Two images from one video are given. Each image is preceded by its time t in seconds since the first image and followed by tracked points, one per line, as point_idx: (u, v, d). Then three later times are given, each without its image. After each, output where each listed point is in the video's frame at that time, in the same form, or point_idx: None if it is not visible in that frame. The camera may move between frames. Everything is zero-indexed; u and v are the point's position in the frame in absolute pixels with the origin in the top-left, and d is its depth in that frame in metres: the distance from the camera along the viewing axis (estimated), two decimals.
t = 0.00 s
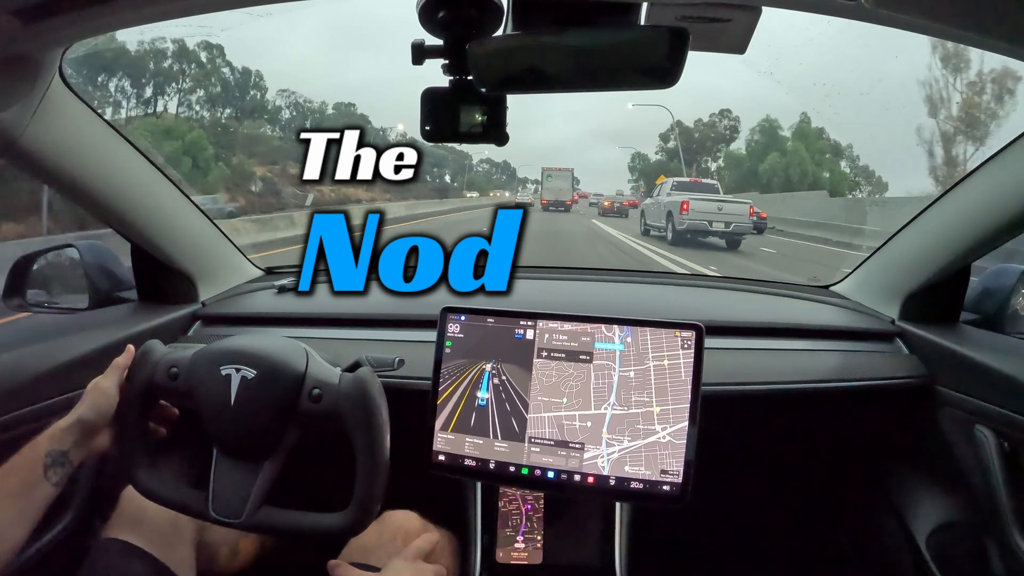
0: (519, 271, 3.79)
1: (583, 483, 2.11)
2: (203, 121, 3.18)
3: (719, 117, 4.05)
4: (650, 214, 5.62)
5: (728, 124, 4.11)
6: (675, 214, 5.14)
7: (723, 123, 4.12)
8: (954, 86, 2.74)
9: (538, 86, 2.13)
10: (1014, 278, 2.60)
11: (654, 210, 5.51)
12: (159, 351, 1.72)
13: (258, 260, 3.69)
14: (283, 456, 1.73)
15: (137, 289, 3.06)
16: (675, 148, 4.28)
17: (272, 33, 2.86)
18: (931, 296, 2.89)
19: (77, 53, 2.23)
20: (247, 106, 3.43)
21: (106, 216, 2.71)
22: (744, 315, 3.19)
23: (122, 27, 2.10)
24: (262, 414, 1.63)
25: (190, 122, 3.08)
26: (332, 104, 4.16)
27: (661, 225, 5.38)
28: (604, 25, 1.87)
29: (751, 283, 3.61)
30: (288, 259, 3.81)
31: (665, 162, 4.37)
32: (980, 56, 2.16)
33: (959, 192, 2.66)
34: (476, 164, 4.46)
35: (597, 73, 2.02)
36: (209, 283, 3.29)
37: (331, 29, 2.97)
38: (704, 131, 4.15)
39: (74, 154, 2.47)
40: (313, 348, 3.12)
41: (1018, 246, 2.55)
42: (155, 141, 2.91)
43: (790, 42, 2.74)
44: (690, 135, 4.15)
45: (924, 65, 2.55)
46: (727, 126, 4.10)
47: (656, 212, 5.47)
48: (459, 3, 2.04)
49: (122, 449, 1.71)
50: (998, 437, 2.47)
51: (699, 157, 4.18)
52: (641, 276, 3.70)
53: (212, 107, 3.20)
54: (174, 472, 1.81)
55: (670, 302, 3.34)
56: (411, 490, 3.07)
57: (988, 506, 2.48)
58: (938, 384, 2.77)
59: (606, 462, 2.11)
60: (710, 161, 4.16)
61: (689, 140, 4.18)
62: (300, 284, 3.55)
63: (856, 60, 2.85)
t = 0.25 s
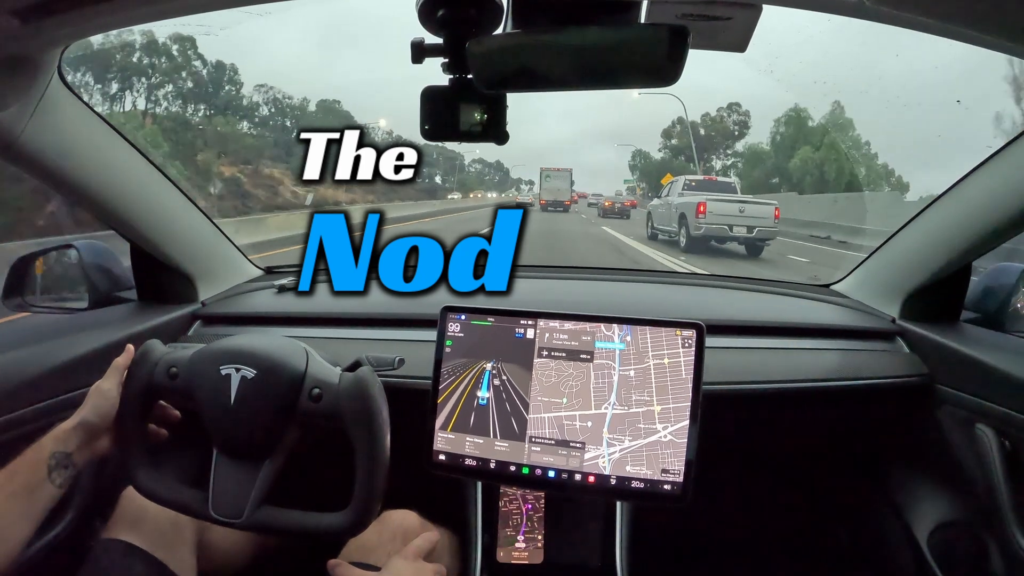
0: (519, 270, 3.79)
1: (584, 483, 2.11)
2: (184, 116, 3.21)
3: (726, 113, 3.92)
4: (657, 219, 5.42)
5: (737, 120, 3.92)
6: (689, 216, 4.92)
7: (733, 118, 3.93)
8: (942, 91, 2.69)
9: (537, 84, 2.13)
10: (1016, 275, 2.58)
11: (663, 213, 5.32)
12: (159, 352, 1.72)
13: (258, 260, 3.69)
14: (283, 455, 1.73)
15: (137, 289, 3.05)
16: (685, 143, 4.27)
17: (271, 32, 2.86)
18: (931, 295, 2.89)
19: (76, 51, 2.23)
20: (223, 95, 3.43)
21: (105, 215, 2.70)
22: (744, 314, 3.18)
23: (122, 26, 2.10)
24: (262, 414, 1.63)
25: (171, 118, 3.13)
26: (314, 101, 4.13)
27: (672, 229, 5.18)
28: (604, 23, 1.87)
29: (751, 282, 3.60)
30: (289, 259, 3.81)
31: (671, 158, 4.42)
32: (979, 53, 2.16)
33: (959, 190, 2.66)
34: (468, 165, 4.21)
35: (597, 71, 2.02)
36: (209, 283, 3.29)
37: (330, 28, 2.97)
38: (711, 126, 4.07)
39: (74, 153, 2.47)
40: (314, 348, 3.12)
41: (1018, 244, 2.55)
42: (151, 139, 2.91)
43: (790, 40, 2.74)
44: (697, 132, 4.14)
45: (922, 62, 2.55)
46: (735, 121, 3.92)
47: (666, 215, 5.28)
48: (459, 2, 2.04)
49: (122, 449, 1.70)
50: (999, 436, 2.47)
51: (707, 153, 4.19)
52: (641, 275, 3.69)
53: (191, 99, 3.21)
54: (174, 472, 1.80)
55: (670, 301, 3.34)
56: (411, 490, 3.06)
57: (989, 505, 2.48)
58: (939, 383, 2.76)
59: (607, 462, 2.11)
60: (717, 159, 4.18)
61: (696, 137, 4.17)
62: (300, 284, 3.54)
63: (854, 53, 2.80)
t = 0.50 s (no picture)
0: (519, 271, 3.79)
1: (586, 484, 2.11)
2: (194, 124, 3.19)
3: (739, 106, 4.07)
4: (668, 221, 5.38)
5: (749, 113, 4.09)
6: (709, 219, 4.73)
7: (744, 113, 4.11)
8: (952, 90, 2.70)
9: (540, 85, 2.13)
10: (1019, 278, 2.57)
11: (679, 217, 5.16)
12: (162, 351, 1.73)
13: (261, 260, 3.69)
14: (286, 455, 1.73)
15: (139, 289, 3.05)
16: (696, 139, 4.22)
17: (275, 34, 2.86)
18: (935, 297, 2.88)
19: (78, 52, 2.24)
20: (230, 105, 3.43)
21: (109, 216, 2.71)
22: (746, 315, 3.18)
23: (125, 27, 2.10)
24: (266, 415, 1.63)
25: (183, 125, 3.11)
26: (296, 97, 4.01)
27: (688, 232, 5.00)
28: (608, 25, 1.87)
29: (754, 283, 3.60)
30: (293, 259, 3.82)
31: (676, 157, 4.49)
32: (983, 55, 2.16)
33: (963, 192, 2.65)
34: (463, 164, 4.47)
35: (601, 73, 2.02)
36: (212, 283, 3.29)
37: (333, 29, 2.97)
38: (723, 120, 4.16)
39: (77, 155, 2.47)
40: (316, 348, 3.12)
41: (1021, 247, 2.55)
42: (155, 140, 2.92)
43: (793, 41, 2.73)
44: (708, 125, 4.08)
45: (926, 65, 2.55)
46: (748, 115, 4.10)
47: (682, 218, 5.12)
48: (463, 3, 2.04)
49: (125, 449, 1.71)
50: (1002, 438, 2.46)
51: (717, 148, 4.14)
52: (643, 276, 3.69)
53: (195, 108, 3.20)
54: (177, 472, 1.81)
55: (672, 302, 3.34)
56: (414, 490, 3.07)
57: (992, 508, 2.47)
58: (941, 385, 2.76)
59: (610, 463, 2.11)
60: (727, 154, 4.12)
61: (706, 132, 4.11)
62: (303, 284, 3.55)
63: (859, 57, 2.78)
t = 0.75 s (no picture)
0: (520, 271, 3.79)
1: (587, 485, 2.11)
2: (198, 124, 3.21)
3: (755, 100, 4.15)
4: (677, 224, 5.26)
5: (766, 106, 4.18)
6: (733, 218, 4.53)
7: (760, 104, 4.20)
8: (942, 82, 2.78)
9: (543, 87, 2.13)
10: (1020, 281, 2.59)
11: (698, 218, 4.96)
12: (163, 351, 1.73)
13: (263, 260, 3.69)
14: (288, 455, 1.73)
15: (142, 288, 3.05)
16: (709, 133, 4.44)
17: (278, 33, 2.87)
18: (937, 300, 2.88)
19: (81, 51, 2.23)
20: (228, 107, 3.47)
21: (111, 215, 2.71)
22: (747, 317, 3.18)
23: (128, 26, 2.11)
24: (268, 415, 1.63)
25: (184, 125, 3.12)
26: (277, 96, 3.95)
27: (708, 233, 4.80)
28: (610, 26, 1.88)
29: (755, 285, 3.60)
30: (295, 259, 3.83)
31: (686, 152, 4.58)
32: (986, 58, 2.16)
33: (967, 194, 2.65)
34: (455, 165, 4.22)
35: (604, 74, 2.01)
36: (214, 283, 3.30)
37: (335, 29, 2.97)
38: (739, 113, 4.28)
39: (78, 153, 2.47)
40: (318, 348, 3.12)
41: None
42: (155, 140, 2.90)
43: (796, 43, 2.73)
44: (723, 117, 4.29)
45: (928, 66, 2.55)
46: (763, 108, 4.19)
47: (701, 219, 4.92)
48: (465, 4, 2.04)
49: (127, 448, 1.71)
50: (1003, 442, 2.46)
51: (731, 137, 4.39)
52: (645, 277, 3.69)
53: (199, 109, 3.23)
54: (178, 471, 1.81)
55: (673, 303, 3.34)
56: (414, 491, 3.07)
57: (994, 512, 2.47)
58: (943, 388, 2.76)
59: (611, 466, 2.11)
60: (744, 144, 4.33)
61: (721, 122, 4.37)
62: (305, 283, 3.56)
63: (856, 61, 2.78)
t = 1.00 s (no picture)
0: (521, 271, 3.79)
1: (588, 484, 2.11)
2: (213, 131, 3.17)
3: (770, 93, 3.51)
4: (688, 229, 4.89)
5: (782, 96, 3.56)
6: (755, 220, 4.15)
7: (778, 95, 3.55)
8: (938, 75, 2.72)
9: (544, 86, 2.13)
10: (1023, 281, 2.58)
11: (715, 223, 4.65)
12: (164, 352, 1.73)
13: (264, 260, 3.69)
14: (289, 455, 1.73)
15: (143, 288, 3.06)
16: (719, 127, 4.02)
17: (279, 33, 2.87)
18: (938, 298, 2.88)
19: (83, 52, 2.24)
20: (239, 109, 3.44)
21: (112, 215, 2.71)
22: (748, 316, 3.18)
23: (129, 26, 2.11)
24: (270, 414, 1.63)
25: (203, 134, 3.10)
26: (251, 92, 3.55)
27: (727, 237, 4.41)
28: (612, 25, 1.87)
29: (757, 283, 3.60)
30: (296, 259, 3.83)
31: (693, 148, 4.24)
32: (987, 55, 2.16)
33: (969, 192, 2.64)
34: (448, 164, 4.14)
35: (606, 73, 2.01)
36: (215, 282, 3.30)
37: (336, 28, 2.97)
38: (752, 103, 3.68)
39: (79, 153, 2.47)
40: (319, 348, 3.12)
41: None
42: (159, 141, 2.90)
43: (798, 41, 2.71)
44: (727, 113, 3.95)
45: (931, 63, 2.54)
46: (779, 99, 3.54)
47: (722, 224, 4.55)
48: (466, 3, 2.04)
49: (129, 449, 1.71)
50: (1005, 441, 2.46)
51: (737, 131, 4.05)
52: (646, 276, 3.69)
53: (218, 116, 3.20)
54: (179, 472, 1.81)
55: (674, 302, 3.34)
56: (416, 490, 3.07)
57: (996, 511, 2.46)
58: (945, 386, 2.76)
59: (613, 465, 2.11)
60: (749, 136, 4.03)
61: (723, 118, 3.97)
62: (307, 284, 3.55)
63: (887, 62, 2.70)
